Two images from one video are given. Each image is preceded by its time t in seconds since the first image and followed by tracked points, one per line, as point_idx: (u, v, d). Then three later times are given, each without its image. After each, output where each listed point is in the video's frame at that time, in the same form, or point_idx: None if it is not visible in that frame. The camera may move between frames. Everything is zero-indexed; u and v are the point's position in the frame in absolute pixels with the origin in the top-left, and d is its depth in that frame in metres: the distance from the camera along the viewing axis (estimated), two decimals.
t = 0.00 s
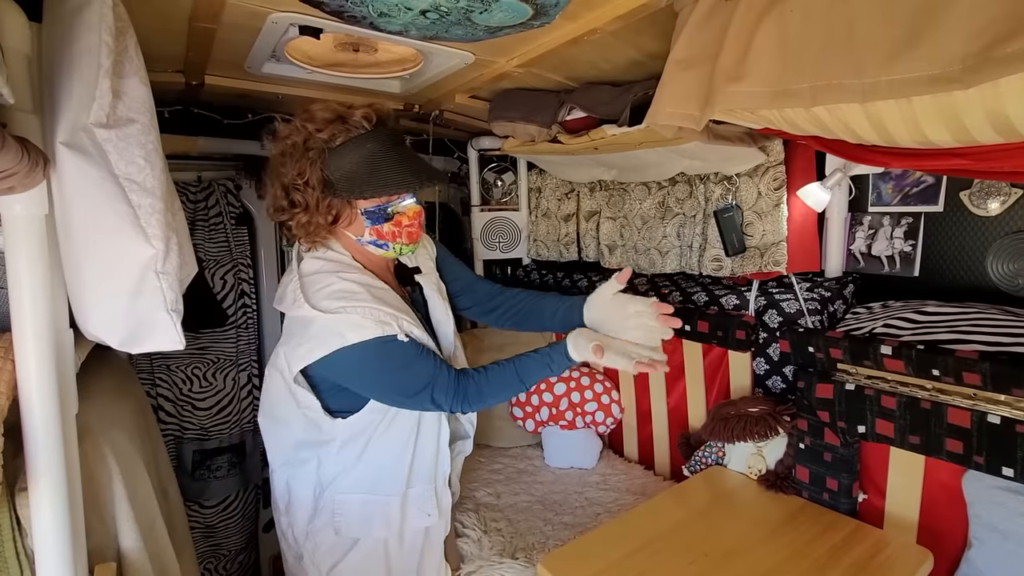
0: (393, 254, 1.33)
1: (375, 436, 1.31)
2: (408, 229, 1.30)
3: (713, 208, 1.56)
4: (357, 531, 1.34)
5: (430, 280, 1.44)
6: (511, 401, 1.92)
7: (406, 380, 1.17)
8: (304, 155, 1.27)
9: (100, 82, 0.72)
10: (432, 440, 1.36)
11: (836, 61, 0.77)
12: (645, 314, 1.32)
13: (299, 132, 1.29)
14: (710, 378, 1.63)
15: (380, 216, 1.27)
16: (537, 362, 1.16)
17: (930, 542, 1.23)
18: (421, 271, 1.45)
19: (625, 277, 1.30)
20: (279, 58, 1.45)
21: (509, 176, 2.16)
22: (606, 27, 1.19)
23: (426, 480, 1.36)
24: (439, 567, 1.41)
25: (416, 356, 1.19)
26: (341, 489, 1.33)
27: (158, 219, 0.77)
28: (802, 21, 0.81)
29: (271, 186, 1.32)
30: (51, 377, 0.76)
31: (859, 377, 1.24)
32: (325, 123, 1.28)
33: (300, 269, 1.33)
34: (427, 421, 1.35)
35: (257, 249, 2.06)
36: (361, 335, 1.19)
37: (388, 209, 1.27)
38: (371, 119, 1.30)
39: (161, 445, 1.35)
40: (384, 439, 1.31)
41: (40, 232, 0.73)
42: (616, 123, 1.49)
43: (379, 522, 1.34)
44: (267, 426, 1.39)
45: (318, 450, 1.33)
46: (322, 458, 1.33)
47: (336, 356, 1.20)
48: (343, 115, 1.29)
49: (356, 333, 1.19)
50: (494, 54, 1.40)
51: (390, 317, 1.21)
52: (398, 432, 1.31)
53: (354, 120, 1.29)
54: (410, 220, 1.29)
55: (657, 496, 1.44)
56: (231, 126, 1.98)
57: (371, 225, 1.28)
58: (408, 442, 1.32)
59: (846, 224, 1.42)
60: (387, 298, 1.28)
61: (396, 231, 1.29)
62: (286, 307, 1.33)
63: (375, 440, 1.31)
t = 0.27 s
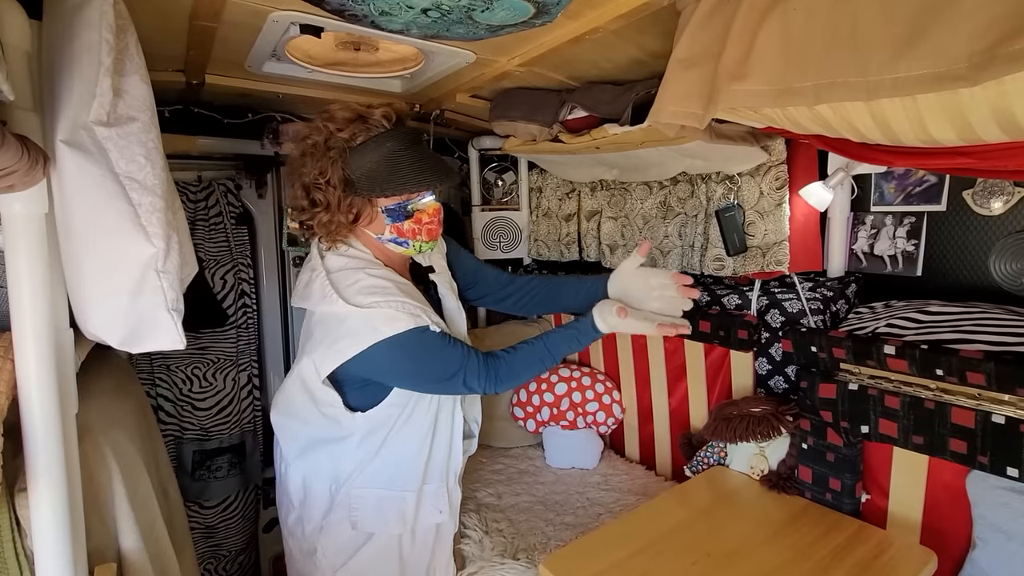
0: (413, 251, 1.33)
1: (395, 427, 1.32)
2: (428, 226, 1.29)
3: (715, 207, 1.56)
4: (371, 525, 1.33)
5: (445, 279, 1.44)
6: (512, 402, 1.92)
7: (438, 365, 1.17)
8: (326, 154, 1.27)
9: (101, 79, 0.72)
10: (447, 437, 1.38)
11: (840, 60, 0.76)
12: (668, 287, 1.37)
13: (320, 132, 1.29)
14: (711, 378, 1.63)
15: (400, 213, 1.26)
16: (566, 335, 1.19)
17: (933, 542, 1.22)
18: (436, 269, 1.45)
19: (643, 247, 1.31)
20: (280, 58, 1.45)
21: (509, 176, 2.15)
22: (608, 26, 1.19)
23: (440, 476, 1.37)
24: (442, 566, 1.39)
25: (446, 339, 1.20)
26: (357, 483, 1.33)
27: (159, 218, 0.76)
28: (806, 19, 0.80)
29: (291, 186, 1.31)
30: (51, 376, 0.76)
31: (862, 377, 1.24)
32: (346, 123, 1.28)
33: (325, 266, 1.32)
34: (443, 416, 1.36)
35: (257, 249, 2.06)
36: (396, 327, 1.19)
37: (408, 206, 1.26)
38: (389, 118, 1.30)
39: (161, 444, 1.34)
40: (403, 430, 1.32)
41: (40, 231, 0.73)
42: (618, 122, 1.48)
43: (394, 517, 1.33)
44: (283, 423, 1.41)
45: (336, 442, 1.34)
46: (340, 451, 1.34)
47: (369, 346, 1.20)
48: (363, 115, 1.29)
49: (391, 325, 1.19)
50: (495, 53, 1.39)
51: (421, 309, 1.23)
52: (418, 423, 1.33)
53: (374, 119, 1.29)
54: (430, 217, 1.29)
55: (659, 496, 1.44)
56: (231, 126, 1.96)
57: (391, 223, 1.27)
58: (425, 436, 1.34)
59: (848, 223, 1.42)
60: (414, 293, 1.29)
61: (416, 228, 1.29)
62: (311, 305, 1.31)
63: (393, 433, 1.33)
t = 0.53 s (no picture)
0: (435, 252, 1.34)
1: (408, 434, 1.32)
2: (449, 227, 1.30)
3: (715, 207, 1.56)
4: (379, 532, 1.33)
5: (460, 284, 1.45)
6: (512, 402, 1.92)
7: (453, 379, 1.16)
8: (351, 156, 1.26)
9: (98, 78, 0.71)
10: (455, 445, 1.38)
11: (842, 58, 0.76)
12: (680, 354, 1.31)
13: (343, 133, 1.28)
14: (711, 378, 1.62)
15: (423, 214, 1.27)
16: (579, 371, 1.20)
17: (934, 543, 1.22)
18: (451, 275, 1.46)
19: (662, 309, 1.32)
20: (279, 57, 1.44)
21: (509, 176, 2.14)
22: (607, 25, 1.18)
23: (448, 483, 1.37)
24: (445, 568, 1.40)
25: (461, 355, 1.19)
26: (367, 488, 1.33)
27: (157, 217, 0.76)
28: (807, 17, 0.80)
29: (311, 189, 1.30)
30: (48, 376, 0.75)
31: (863, 377, 1.23)
32: (368, 124, 1.28)
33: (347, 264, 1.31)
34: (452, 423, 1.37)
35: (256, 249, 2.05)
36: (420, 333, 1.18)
37: (430, 207, 1.27)
38: (410, 121, 1.30)
39: (159, 445, 1.34)
40: (414, 438, 1.32)
41: (38, 230, 0.72)
42: (617, 121, 1.48)
43: (403, 524, 1.33)
44: (291, 422, 1.39)
45: (347, 447, 1.33)
46: (351, 455, 1.33)
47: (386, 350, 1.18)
48: (386, 116, 1.29)
49: (412, 332, 1.18)
50: (494, 52, 1.39)
51: (442, 318, 1.22)
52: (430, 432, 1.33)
53: (397, 120, 1.29)
54: (452, 218, 1.30)
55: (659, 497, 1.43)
56: (229, 126, 1.93)
57: (414, 224, 1.28)
58: (434, 443, 1.34)
59: (848, 223, 1.42)
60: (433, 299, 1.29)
61: (438, 229, 1.29)
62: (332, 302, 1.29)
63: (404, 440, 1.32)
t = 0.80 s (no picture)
0: (436, 251, 1.34)
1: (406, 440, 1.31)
2: (450, 225, 1.31)
3: (714, 207, 1.55)
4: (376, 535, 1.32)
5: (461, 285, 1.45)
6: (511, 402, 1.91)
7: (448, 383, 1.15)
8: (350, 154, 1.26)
9: (93, 75, 0.71)
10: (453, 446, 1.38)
11: (842, 56, 0.76)
12: (680, 366, 1.30)
13: (342, 132, 1.27)
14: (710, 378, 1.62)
15: (424, 212, 1.28)
16: (579, 378, 1.18)
17: (934, 543, 1.22)
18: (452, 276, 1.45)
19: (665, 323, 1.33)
20: (277, 56, 1.44)
21: (507, 176, 2.14)
22: (606, 23, 1.18)
23: (446, 487, 1.37)
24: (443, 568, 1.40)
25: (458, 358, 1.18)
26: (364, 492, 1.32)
27: (152, 215, 0.75)
28: (807, 15, 0.80)
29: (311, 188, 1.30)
30: (42, 375, 0.75)
31: (862, 377, 1.23)
32: (367, 123, 1.27)
33: (345, 263, 1.30)
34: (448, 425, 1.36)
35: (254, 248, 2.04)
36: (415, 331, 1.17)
37: (431, 205, 1.28)
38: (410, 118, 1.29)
39: (156, 446, 1.33)
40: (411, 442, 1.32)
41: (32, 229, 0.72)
42: (616, 121, 1.48)
43: (399, 529, 1.33)
44: (288, 421, 1.38)
45: (342, 452, 1.32)
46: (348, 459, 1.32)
47: (383, 348, 1.18)
48: (384, 115, 1.28)
49: (406, 331, 1.17)
50: (493, 51, 1.38)
51: (439, 319, 1.22)
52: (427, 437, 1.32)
53: (395, 119, 1.28)
54: (452, 216, 1.31)
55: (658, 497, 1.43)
56: (226, 125, 1.92)
57: (414, 223, 1.28)
58: (431, 447, 1.33)
59: (848, 223, 1.41)
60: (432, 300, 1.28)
61: (439, 227, 1.30)
62: (329, 301, 1.29)
63: (398, 445, 1.32)
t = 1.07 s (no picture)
0: (418, 237, 1.31)
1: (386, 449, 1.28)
2: (429, 208, 1.29)
3: (713, 207, 1.55)
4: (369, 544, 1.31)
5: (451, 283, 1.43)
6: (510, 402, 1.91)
7: (390, 397, 1.10)
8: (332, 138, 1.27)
9: (93, 76, 0.71)
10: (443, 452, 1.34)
11: (840, 58, 0.76)
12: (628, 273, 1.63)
13: (325, 119, 1.29)
14: (710, 379, 1.62)
15: (403, 194, 1.26)
16: (520, 426, 1.08)
17: (933, 544, 1.22)
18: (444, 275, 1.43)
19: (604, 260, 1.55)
20: (277, 56, 1.44)
21: (507, 176, 2.14)
22: (606, 24, 1.18)
23: (437, 491, 1.34)
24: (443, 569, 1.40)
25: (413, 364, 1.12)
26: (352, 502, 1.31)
27: (152, 216, 0.75)
28: (806, 16, 0.80)
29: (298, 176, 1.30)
30: (42, 374, 0.75)
31: (861, 378, 1.23)
32: (348, 109, 1.28)
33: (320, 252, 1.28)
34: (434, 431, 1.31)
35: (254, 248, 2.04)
36: (375, 307, 1.12)
37: (410, 187, 1.26)
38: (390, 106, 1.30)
39: (156, 446, 1.33)
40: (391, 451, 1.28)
41: (32, 229, 0.72)
42: (616, 121, 1.48)
43: (390, 536, 1.31)
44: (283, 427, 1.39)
45: (328, 458, 1.31)
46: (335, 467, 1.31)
47: (336, 329, 1.13)
48: (365, 102, 1.29)
49: (370, 307, 1.12)
50: (493, 51, 1.39)
51: (406, 305, 1.17)
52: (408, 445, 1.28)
53: (376, 106, 1.29)
54: (432, 199, 1.29)
55: (657, 497, 1.43)
56: (226, 125, 1.93)
57: (394, 205, 1.27)
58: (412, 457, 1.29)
59: (847, 224, 1.41)
60: (407, 289, 1.24)
61: (419, 210, 1.29)
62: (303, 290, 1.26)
63: (376, 453, 1.29)
